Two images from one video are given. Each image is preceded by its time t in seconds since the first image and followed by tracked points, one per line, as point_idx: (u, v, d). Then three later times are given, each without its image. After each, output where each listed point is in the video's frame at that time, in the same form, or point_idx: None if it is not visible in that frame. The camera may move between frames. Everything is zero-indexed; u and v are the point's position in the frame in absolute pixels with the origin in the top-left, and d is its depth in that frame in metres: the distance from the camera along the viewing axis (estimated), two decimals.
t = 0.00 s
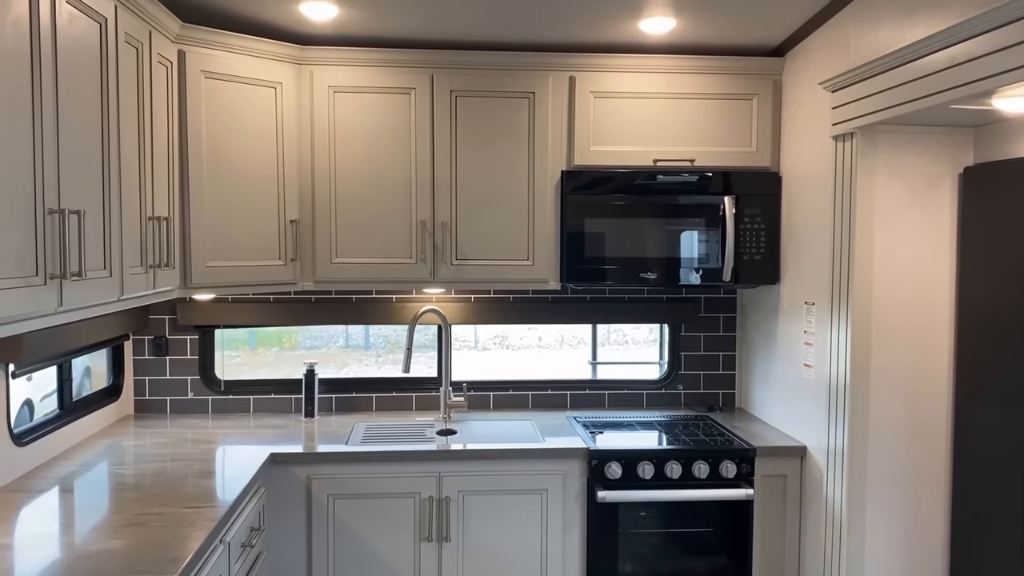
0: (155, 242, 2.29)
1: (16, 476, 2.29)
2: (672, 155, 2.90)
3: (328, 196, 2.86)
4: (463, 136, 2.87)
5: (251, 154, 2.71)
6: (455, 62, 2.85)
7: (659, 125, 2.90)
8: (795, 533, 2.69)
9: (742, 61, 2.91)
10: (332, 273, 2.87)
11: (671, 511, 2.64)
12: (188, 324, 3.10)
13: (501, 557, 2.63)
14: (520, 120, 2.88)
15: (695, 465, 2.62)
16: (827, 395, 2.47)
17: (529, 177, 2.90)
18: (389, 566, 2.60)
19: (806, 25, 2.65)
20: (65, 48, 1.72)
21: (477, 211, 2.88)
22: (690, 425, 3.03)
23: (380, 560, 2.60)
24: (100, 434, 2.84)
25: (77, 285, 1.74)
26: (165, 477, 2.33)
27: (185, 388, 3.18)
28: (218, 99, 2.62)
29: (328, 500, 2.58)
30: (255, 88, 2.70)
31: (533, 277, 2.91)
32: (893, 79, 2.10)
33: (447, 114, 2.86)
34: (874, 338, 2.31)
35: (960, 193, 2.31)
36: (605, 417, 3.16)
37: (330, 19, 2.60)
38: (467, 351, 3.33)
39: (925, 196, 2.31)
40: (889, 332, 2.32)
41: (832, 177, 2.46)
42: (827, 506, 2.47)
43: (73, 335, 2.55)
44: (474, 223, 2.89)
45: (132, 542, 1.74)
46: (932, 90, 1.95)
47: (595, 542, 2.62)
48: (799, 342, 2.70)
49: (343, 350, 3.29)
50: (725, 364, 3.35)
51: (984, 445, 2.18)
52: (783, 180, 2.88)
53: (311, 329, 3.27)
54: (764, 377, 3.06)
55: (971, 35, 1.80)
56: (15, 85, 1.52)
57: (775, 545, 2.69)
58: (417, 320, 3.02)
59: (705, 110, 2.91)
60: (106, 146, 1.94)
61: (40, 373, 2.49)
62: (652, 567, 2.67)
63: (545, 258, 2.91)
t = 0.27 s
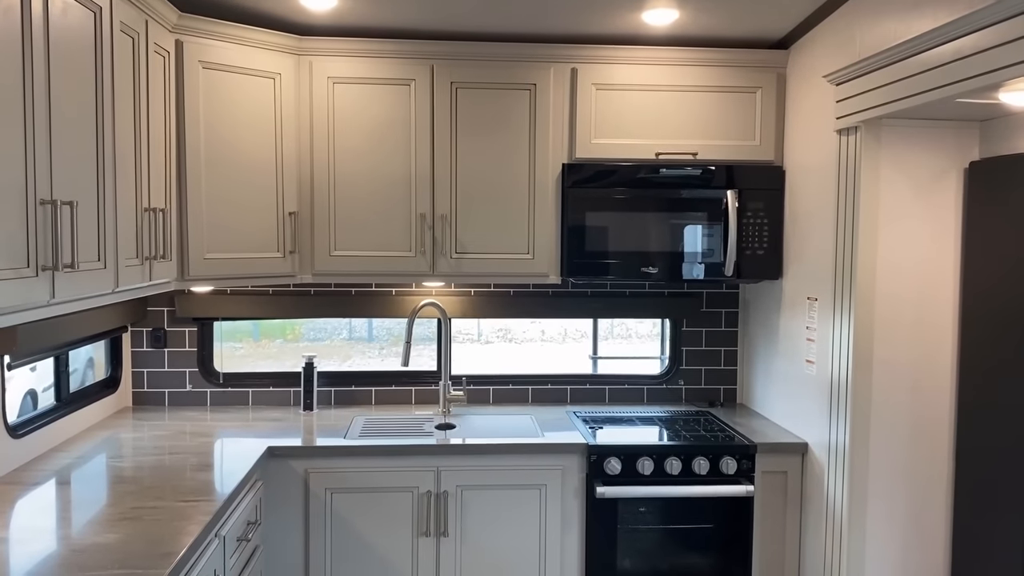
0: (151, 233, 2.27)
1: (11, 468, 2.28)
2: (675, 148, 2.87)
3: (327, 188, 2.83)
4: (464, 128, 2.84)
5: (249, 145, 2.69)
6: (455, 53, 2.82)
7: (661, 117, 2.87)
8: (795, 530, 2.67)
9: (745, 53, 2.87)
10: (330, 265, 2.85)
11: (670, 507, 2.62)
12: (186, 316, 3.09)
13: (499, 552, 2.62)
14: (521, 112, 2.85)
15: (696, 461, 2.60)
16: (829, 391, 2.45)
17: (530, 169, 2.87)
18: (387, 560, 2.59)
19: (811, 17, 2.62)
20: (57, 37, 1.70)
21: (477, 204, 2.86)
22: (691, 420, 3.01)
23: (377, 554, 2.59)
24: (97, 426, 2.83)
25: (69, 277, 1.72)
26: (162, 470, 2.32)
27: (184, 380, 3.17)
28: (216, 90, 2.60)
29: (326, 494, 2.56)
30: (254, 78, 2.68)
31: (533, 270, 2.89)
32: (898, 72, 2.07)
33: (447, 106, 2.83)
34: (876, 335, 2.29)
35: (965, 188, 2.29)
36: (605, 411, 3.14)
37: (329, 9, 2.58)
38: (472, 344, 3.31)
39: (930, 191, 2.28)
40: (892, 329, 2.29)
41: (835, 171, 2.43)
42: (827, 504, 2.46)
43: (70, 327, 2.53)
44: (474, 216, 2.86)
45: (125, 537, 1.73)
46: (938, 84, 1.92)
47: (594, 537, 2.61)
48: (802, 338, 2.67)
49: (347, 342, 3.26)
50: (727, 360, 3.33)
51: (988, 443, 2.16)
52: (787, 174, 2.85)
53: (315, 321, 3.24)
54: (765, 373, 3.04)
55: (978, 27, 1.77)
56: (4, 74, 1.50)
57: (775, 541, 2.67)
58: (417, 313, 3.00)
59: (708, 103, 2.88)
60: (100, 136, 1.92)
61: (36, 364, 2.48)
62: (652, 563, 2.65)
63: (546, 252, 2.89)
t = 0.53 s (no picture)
0: (149, 221, 2.26)
1: (9, 455, 2.27)
2: (678, 138, 2.85)
3: (327, 176, 2.81)
4: (466, 116, 2.82)
5: (249, 133, 2.67)
6: (457, 40, 2.79)
7: (665, 106, 2.85)
8: (796, 523, 2.66)
9: (751, 42, 2.84)
10: (330, 254, 2.83)
11: (671, 500, 2.61)
12: (186, 303, 3.08)
13: (498, 542, 2.61)
14: (524, 100, 2.83)
15: (696, 453, 2.59)
16: (831, 384, 2.43)
17: (532, 158, 2.85)
18: (386, 550, 2.58)
19: (817, 5, 2.58)
20: (52, 21, 1.68)
21: (478, 194, 2.84)
22: (692, 412, 2.99)
23: (376, 544, 2.58)
24: (97, 414, 2.83)
25: (64, 264, 1.71)
26: (160, 458, 2.32)
27: (184, 368, 3.16)
28: (216, 76, 2.58)
29: (325, 483, 2.56)
30: (253, 65, 2.66)
31: (535, 260, 2.87)
32: (904, 61, 2.04)
33: (449, 94, 2.81)
34: (879, 328, 2.27)
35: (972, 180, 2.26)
36: (606, 402, 3.13)
37: None
38: (475, 333, 3.29)
39: (936, 183, 2.25)
40: (895, 322, 2.27)
41: (840, 162, 2.40)
42: (828, 497, 2.44)
43: (69, 314, 2.52)
44: (475, 205, 2.84)
45: (121, 526, 1.72)
46: (944, 74, 1.89)
47: (593, 528, 2.60)
48: (804, 330, 2.65)
49: (351, 330, 3.25)
50: (729, 352, 3.31)
51: (991, 438, 2.14)
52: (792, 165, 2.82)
53: (320, 309, 3.23)
54: (768, 365, 3.02)
55: (986, 17, 1.74)
56: None
57: (776, 534, 2.66)
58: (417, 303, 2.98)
59: (713, 92, 2.85)
60: (96, 122, 1.90)
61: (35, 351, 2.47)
62: (652, 554, 2.64)
63: (548, 242, 2.87)
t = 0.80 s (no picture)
0: (148, 206, 2.24)
1: (9, 440, 2.27)
2: (682, 126, 2.82)
3: (328, 163, 2.80)
4: (468, 102, 2.79)
5: (250, 118, 2.65)
6: (460, 26, 2.77)
7: (670, 94, 2.82)
8: (797, 515, 2.65)
9: (757, 29, 2.81)
10: (331, 241, 2.82)
11: (671, 490, 2.60)
12: (187, 290, 3.07)
13: (498, 531, 2.61)
14: (527, 87, 2.80)
15: (698, 444, 2.58)
16: (834, 375, 2.42)
17: (535, 146, 2.82)
18: (386, 537, 2.58)
19: None
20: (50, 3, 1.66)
21: (480, 181, 2.82)
22: (694, 402, 2.98)
23: (376, 532, 2.58)
24: (97, 400, 2.82)
25: (62, 250, 1.70)
26: (160, 444, 2.31)
27: (185, 354, 3.16)
28: (217, 61, 2.56)
29: (325, 470, 2.55)
30: (254, 50, 2.64)
31: (537, 249, 2.85)
32: (912, 50, 2.02)
33: (452, 80, 2.78)
34: (883, 320, 2.25)
35: (979, 170, 2.23)
36: (608, 392, 3.12)
37: None
38: (479, 322, 3.28)
39: (942, 173, 2.23)
40: (899, 314, 2.25)
41: (846, 151, 2.37)
42: (829, 489, 2.43)
43: (69, 299, 2.51)
44: (477, 193, 2.82)
45: (119, 512, 1.72)
46: (952, 63, 1.87)
47: (593, 518, 2.59)
48: (808, 321, 2.63)
49: (354, 317, 3.24)
50: (732, 342, 3.29)
51: (995, 430, 2.12)
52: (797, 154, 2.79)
53: (323, 297, 3.22)
54: (771, 355, 3.01)
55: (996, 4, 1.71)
56: None
57: (777, 525, 2.65)
58: (418, 290, 2.97)
59: (718, 80, 2.82)
60: (95, 106, 1.89)
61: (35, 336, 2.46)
62: (652, 544, 2.63)
63: (550, 230, 2.85)
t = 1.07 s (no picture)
0: (146, 192, 2.23)
1: (8, 426, 2.27)
2: (685, 113, 2.79)
3: (328, 149, 2.78)
4: (469, 88, 2.77)
5: (249, 104, 2.63)
6: (461, 11, 2.74)
7: (672, 81, 2.79)
8: (798, 504, 2.64)
9: (761, 15, 2.78)
10: (331, 228, 2.81)
11: (672, 478, 2.60)
12: (187, 276, 3.06)
13: (498, 519, 2.61)
14: (528, 73, 2.78)
15: (699, 433, 2.57)
16: (836, 365, 2.40)
17: (537, 133, 2.80)
18: (386, 525, 2.58)
19: None
20: None
21: (482, 168, 2.80)
22: (695, 391, 2.97)
23: (376, 519, 2.58)
24: (97, 386, 2.82)
25: (58, 236, 1.69)
26: (160, 431, 2.31)
27: (185, 341, 3.15)
28: (215, 46, 2.54)
29: (325, 458, 2.55)
30: (254, 35, 2.62)
31: (538, 237, 2.84)
32: (917, 36, 1.99)
33: (453, 66, 2.76)
34: (886, 309, 2.23)
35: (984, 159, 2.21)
36: (609, 380, 3.11)
37: None
38: (481, 310, 3.27)
39: (947, 161, 2.20)
40: (902, 303, 2.23)
41: (850, 139, 2.35)
42: (830, 479, 2.42)
43: (68, 286, 2.50)
44: (478, 180, 2.80)
45: (117, 500, 1.71)
46: (958, 49, 1.85)
47: (593, 506, 2.59)
48: (810, 310, 2.62)
49: (357, 304, 3.23)
50: (734, 331, 3.28)
51: (998, 420, 2.11)
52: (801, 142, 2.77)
53: (327, 284, 3.21)
54: (773, 344, 2.99)
55: None
56: None
57: (777, 514, 2.65)
58: (419, 278, 2.96)
59: (721, 66, 2.79)
60: (91, 90, 1.87)
61: (34, 322, 2.46)
62: (653, 533, 2.63)
63: (551, 218, 2.83)
